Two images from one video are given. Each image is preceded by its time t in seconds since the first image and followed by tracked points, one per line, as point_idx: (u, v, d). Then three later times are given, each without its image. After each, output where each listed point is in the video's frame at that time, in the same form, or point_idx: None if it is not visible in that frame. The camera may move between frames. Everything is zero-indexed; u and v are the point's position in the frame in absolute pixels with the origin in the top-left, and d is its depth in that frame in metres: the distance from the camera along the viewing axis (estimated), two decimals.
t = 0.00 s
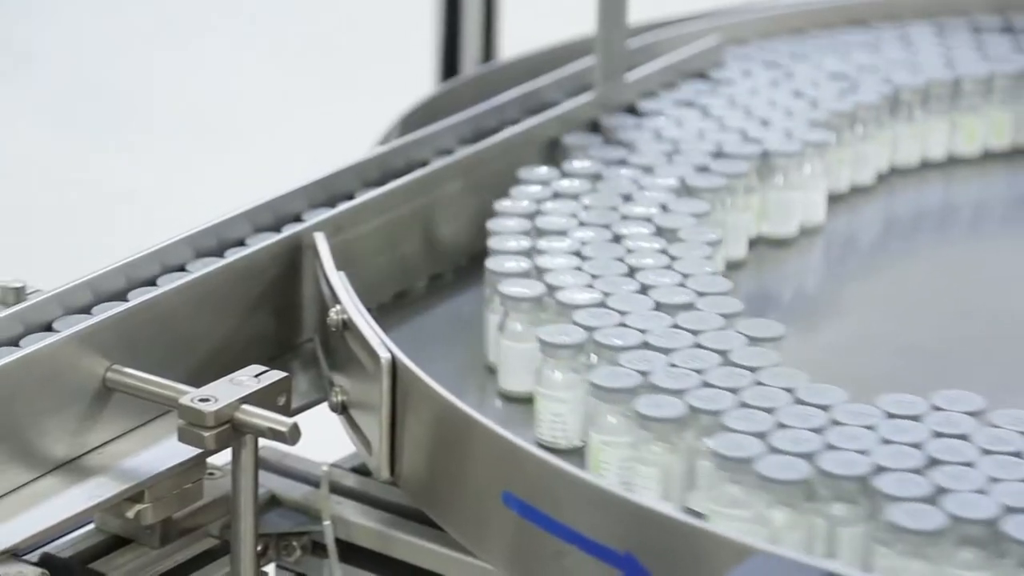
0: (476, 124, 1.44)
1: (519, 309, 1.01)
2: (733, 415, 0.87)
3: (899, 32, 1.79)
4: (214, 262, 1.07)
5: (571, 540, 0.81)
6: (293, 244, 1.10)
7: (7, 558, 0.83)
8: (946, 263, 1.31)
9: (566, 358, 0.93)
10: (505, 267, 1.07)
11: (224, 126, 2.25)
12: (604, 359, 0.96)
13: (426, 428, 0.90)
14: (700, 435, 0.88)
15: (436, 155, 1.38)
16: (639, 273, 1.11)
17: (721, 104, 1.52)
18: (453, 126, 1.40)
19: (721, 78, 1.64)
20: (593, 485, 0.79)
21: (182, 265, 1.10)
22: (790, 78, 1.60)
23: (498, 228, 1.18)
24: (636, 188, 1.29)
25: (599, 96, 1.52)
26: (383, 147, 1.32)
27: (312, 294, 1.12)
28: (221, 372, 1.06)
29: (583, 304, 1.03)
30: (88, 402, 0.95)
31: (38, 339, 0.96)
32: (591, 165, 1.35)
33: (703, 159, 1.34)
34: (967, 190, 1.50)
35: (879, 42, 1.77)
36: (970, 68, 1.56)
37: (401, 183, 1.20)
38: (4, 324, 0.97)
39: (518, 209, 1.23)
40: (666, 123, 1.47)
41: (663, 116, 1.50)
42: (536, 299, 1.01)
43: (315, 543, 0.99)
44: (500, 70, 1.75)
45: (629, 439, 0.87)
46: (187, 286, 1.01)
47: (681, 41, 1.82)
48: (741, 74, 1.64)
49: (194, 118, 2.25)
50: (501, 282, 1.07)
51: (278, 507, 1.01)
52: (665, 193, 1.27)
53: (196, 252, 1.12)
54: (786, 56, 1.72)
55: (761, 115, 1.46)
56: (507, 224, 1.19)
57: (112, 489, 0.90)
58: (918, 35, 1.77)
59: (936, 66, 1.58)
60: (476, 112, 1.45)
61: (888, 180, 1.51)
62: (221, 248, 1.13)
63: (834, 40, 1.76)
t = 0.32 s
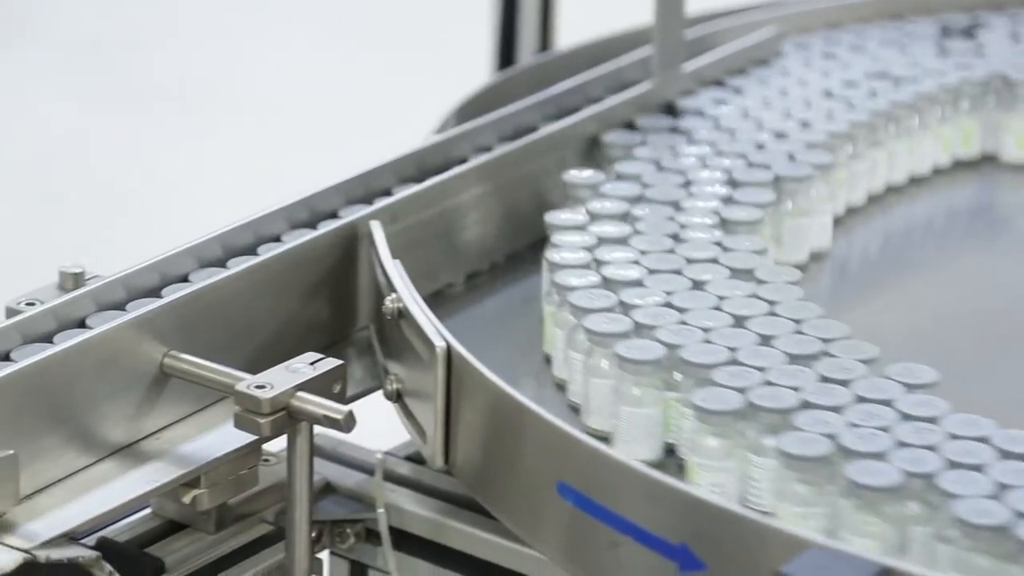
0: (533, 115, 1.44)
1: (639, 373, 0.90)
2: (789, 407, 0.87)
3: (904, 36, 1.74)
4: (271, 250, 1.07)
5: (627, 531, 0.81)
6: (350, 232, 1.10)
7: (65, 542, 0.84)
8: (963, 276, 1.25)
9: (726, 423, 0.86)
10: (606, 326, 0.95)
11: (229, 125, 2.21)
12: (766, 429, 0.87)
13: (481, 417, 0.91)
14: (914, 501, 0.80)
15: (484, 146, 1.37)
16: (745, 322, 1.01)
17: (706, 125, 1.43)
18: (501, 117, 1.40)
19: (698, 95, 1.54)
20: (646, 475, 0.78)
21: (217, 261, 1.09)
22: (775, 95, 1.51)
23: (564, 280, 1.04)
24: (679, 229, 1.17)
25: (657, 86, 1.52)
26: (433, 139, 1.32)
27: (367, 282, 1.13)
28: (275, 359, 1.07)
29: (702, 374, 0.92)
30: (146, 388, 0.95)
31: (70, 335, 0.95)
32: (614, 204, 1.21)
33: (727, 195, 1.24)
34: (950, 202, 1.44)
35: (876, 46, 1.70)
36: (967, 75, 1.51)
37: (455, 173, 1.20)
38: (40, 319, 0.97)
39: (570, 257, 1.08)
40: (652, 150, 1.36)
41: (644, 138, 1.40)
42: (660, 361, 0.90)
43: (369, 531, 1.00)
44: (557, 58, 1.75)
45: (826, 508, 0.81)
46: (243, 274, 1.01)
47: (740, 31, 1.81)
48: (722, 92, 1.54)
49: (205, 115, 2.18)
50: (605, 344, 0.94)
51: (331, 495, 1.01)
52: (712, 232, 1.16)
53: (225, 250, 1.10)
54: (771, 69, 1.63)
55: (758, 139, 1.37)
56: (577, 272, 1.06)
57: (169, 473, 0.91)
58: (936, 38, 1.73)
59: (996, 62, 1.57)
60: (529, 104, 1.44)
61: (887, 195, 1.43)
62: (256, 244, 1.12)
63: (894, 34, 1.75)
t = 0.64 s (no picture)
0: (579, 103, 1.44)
1: (806, 441, 0.82)
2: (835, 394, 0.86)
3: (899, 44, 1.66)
4: (317, 236, 1.07)
5: (670, 518, 0.81)
6: (395, 218, 1.11)
7: (112, 525, 0.85)
8: (972, 287, 1.19)
9: (932, 489, 0.76)
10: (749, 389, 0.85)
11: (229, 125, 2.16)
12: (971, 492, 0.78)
13: (524, 404, 0.91)
14: None
15: (527, 134, 1.37)
16: (887, 372, 0.92)
17: (696, 155, 1.32)
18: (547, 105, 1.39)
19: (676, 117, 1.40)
20: (693, 462, 0.78)
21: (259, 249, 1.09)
22: (752, 125, 1.40)
23: (680, 342, 0.91)
24: (749, 272, 1.06)
25: (703, 75, 1.51)
26: (478, 126, 1.32)
27: (412, 269, 1.13)
28: (319, 345, 1.07)
29: (879, 438, 0.82)
30: (191, 373, 0.96)
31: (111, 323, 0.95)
32: (663, 249, 1.09)
33: (764, 221, 1.17)
34: (939, 216, 1.37)
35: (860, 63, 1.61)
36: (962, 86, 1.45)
37: (499, 160, 1.20)
38: (83, 304, 0.97)
39: (663, 314, 0.96)
40: (660, 186, 1.23)
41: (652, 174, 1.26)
42: (828, 426, 0.82)
43: (412, 516, 1.00)
44: (604, 46, 1.74)
45: None
46: (287, 260, 1.01)
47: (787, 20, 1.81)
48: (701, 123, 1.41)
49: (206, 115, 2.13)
50: (749, 410, 0.85)
51: (374, 480, 1.02)
52: (790, 273, 1.06)
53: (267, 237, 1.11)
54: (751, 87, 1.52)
55: (765, 171, 1.28)
56: (688, 331, 0.93)
57: (214, 458, 0.91)
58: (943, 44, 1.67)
59: None
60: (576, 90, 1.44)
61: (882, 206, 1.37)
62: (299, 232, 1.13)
63: (943, 25, 1.74)
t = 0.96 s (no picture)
0: (626, 70, 1.43)
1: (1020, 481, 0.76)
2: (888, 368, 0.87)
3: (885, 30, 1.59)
4: (363, 202, 1.07)
5: (714, 487, 0.81)
6: (441, 184, 1.11)
7: (157, 486, 0.86)
8: None
9: None
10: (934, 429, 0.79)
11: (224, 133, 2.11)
12: None
13: (570, 370, 0.91)
14: None
15: (574, 100, 1.36)
16: None
17: (721, 165, 1.22)
18: (590, 72, 1.38)
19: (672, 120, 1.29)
20: (738, 430, 0.78)
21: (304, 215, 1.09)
22: (753, 132, 1.30)
23: (831, 380, 0.85)
24: (854, 297, 0.99)
25: (750, 43, 1.50)
26: (523, 93, 1.31)
27: (457, 234, 1.13)
28: (363, 311, 1.07)
29: None
30: (238, 336, 0.96)
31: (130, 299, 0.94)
32: (744, 272, 1.01)
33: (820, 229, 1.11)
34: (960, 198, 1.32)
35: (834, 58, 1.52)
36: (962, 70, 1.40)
37: (543, 128, 1.19)
38: (106, 280, 0.95)
39: (798, 349, 0.89)
40: (704, 205, 1.13)
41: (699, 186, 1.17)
42: None
43: (456, 482, 1.00)
44: (650, 13, 1.73)
45: None
46: (332, 227, 1.01)
47: None
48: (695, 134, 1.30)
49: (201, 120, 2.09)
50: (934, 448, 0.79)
51: (419, 445, 1.02)
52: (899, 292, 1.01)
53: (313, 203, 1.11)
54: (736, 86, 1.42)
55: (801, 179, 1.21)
56: (834, 363, 0.87)
57: (260, 422, 0.92)
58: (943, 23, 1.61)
59: None
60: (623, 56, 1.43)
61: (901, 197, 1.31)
62: (323, 206, 1.11)
63: None
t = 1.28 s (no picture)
0: (682, 28, 1.42)
1: None
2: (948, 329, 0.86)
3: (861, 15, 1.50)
4: (417, 158, 1.07)
5: (771, 447, 0.80)
6: (496, 141, 1.10)
7: (213, 441, 0.86)
8: None
9: None
10: None
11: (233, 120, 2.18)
12: None
13: (625, 327, 0.90)
14: None
15: (629, 59, 1.36)
16: None
17: (782, 160, 1.13)
18: (647, 30, 1.37)
19: (695, 131, 1.14)
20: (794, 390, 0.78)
21: (356, 172, 1.09)
22: (811, 90, 1.29)
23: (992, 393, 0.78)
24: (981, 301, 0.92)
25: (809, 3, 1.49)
26: (578, 51, 1.31)
27: (513, 190, 1.12)
28: (417, 267, 1.07)
29: None
30: (294, 291, 0.96)
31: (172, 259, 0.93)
32: (863, 277, 0.93)
33: (914, 225, 1.04)
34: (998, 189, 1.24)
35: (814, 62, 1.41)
36: (962, 58, 1.33)
37: (598, 86, 1.19)
38: (148, 240, 0.95)
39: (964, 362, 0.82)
40: (781, 209, 1.03)
41: (778, 181, 1.08)
42: None
43: (510, 440, 1.00)
44: None
45: None
46: (386, 183, 1.01)
47: None
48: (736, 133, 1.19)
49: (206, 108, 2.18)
50: None
51: (473, 403, 1.02)
52: None
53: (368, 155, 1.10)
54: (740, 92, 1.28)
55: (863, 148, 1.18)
56: (995, 376, 0.80)
57: (315, 377, 0.92)
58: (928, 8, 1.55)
59: None
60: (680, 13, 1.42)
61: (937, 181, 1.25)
62: (368, 167, 1.10)
63: None
